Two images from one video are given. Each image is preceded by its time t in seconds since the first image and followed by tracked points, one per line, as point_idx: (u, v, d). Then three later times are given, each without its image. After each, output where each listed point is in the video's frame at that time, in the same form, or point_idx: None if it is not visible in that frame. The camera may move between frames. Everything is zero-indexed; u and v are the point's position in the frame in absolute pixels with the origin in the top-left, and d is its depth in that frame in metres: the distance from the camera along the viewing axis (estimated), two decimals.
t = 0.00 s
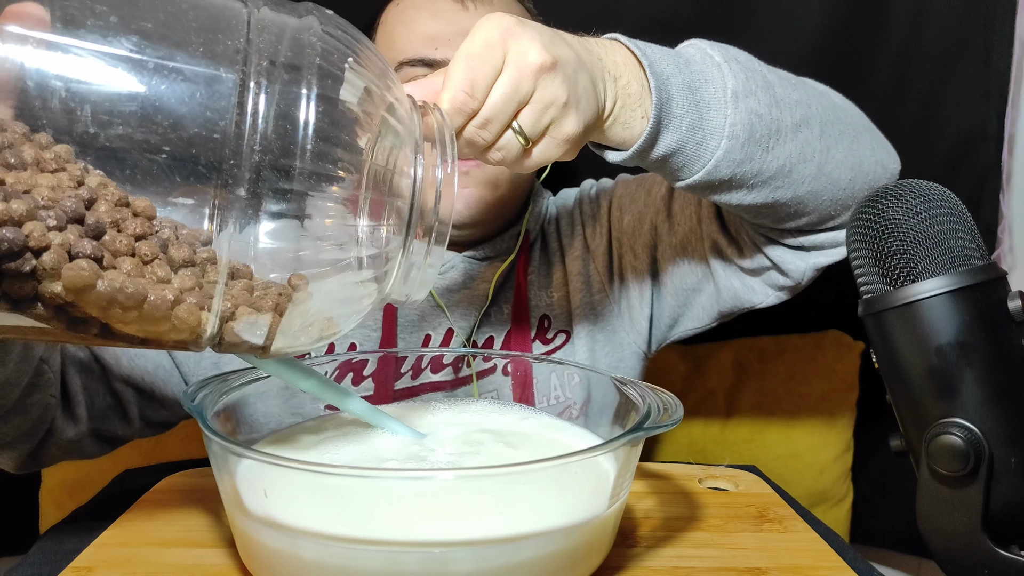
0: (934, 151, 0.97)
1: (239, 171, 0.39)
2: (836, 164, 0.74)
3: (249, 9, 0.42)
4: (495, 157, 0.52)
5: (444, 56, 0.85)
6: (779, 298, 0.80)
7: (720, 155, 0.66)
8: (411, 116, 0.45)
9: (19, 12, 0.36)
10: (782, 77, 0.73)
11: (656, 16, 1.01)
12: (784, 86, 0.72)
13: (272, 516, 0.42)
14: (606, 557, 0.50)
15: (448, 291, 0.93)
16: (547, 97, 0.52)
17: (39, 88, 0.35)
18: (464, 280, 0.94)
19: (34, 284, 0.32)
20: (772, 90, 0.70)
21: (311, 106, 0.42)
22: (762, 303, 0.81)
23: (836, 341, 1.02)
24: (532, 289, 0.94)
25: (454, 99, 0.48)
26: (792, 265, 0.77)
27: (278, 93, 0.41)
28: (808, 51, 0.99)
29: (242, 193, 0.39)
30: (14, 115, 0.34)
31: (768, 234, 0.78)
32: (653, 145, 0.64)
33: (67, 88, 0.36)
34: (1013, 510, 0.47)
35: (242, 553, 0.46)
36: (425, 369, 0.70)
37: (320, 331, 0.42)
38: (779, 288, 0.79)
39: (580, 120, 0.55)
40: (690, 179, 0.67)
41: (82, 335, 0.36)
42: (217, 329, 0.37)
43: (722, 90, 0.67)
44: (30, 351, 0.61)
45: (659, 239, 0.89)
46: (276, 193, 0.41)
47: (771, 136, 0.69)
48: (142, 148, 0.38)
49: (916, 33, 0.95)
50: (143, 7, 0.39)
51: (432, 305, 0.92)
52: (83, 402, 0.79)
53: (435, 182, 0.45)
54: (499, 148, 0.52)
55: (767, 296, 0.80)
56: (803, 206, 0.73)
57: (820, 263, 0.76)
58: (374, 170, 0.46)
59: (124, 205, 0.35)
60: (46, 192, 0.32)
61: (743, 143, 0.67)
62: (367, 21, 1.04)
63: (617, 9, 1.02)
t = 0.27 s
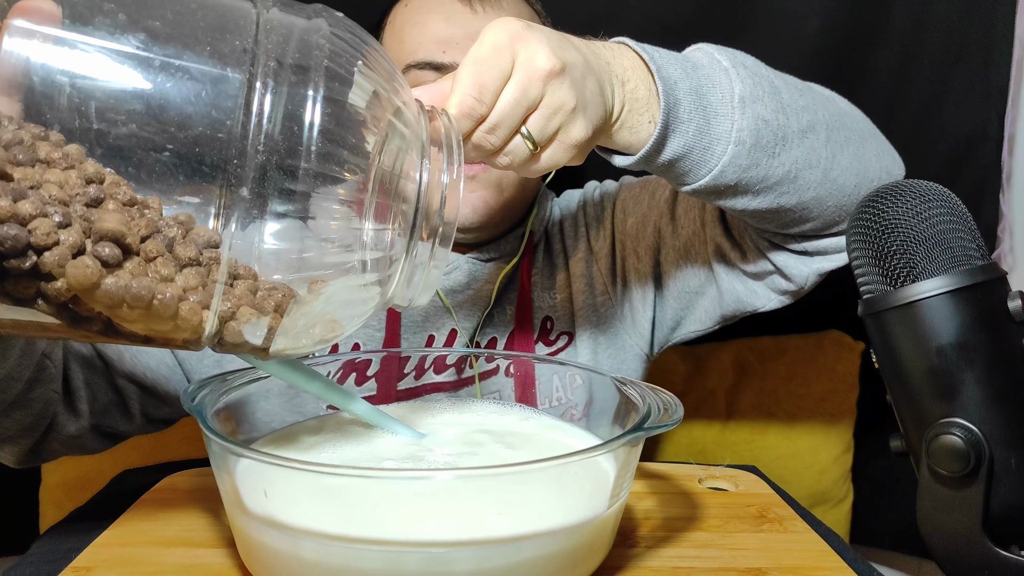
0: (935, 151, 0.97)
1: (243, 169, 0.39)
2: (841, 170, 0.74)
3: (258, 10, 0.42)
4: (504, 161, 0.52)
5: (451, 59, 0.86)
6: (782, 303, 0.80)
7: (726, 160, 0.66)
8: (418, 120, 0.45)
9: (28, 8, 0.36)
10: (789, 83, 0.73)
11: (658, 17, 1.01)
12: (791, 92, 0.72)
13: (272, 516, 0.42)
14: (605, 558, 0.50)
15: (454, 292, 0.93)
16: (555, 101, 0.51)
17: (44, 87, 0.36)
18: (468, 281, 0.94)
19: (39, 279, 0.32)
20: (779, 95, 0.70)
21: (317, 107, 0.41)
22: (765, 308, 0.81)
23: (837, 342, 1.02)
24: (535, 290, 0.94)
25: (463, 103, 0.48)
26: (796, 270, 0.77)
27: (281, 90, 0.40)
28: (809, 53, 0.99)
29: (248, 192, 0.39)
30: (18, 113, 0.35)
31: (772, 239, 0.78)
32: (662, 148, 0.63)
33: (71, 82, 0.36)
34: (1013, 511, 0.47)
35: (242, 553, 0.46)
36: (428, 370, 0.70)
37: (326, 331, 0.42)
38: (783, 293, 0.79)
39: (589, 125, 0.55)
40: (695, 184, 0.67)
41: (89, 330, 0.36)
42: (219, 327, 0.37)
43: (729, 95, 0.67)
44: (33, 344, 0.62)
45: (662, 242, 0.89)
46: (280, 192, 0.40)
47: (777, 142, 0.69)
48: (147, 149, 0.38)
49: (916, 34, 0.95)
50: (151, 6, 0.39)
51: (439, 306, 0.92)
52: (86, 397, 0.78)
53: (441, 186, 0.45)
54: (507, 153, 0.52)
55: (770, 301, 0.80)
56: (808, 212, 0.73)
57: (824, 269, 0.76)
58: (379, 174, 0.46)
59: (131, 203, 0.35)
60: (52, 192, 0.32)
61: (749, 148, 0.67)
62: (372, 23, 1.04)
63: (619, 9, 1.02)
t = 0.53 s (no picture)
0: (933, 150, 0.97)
1: (237, 161, 0.38)
2: (843, 171, 0.74)
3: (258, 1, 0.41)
4: (504, 161, 0.52)
5: (444, 62, 0.86)
6: (783, 304, 0.80)
7: (727, 161, 0.66)
8: (416, 119, 0.45)
9: None
10: (790, 83, 0.73)
11: (657, 16, 1.01)
12: (794, 93, 0.72)
13: (272, 516, 0.42)
14: (605, 557, 0.50)
15: (456, 293, 0.93)
16: (557, 101, 0.52)
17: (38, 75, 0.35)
18: (470, 281, 0.94)
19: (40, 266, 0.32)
20: (781, 96, 0.70)
21: (313, 102, 0.40)
22: (765, 308, 0.81)
23: (836, 341, 1.02)
24: (535, 291, 0.94)
25: (463, 103, 0.48)
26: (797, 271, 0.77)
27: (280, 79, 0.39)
28: (808, 50, 0.99)
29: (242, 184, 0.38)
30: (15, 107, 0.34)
31: (773, 240, 0.77)
32: (663, 149, 0.63)
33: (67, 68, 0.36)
34: (1013, 510, 0.47)
35: (242, 553, 0.46)
36: (429, 370, 0.70)
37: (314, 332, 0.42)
38: (784, 294, 0.79)
39: (589, 125, 0.55)
40: (697, 184, 0.67)
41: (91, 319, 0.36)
42: (211, 319, 0.37)
43: (731, 96, 0.67)
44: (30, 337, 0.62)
45: (663, 243, 0.89)
46: (275, 186, 0.39)
47: (779, 143, 0.69)
48: (140, 137, 0.37)
49: (915, 32, 0.95)
50: None
51: (440, 306, 0.92)
52: (84, 392, 0.78)
53: (437, 186, 0.46)
54: (508, 153, 0.52)
55: (771, 302, 0.80)
56: (809, 213, 0.73)
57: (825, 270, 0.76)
58: (379, 171, 0.45)
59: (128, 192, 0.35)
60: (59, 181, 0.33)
61: (751, 149, 0.67)
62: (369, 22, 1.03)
63: (618, 8, 1.02)
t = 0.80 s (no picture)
0: (932, 150, 0.97)
1: (229, 167, 0.37)
2: (843, 174, 0.74)
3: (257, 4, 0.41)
4: (506, 167, 0.52)
5: (443, 63, 0.86)
6: (782, 305, 0.80)
7: (727, 165, 0.66)
8: (415, 126, 0.45)
9: None
10: (791, 86, 0.73)
11: (655, 17, 1.01)
12: (794, 95, 0.72)
13: (272, 517, 0.42)
14: (605, 558, 0.50)
15: (456, 294, 0.93)
16: (557, 107, 0.52)
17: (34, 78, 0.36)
18: (469, 282, 0.94)
19: (39, 264, 0.33)
20: (781, 99, 0.70)
21: (308, 106, 0.39)
22: (764, 310, 0.81)
23: (836, 342, 1.02)
24: (535, 292, 0.94)
25: (463, 109, 0.48)
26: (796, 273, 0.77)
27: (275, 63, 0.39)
28: (807, 51, 0.99)
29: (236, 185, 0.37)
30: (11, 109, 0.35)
31: (772, 242, 0.77)
32: (663, 152, 0.63)
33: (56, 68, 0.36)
34: (1014, 510, 0.47)
35: (241, 554, 0.46)
36: (428, 370, 0.70)
37: (319, 334, 0.42)
38: (783, 296, 0.79)
39: (590, 129, 0.55)
40: (697, 187, 0.67)
41: (93, 318, 0.37)
42: (203, 323, 0.37)
43: (731, 99, 0.67)
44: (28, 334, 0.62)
45: (662, 245, 0.89)
46: (273, 189, 0.38)
47: (779, 146, 0.69)
48: (130, 140, 0.37)
49: (914, 32, 0.95)
50: None
51: (439, 307, 0.92)
52: (83, 390, 0.78)
53: (434, 192, 0.45)
54: (507, 158, 0.52)
55: (769, 303, 0.80)
56: (809, 215, 0.73)
57: (824, 272, 0.76)
58: (376, 177, 0.44)
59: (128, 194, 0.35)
60: (55, 181, 0.33)
61: (751, 152, 0.67)
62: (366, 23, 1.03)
63: (616, 9, 1.03)
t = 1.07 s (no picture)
0: (934, 151, 0.97)
1: (219, 152, 0.38)
2: (844, 176, 0.74)
3: None
4: (507, 173, 0.52)
5: (441, 63, 0.85)
6: (782, 307, 0.79)
7: (729, 167, 0.66)
8: (415, 128, 0.45)
9: None
10: (793, 88, 0.73)
11: (656, 16, 1.01)
12: (796, 97, 0.71)
13: (271, 516, 0.42)
14: (604, 558, 0.50)
15: (456, 295, 0.93)
16: (560, 111, 0.52)
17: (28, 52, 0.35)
18: (469, 282, 0.94)
19: (25, 238, 0.32)
20: (783, 101, 0.70)
21: (304, 100, 0.39)
22: (764, 311, 0.80)
23: (836, 342, 1.02)
24: (534, 292, 0.94)
25: (465, 115, 0.47)
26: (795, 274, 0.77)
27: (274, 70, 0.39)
28: (807, 50, 0.99)
29: (225, 172, 0.38)
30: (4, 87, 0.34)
31: (772, 244, 0.77)
32: (665, 155, 0.63)
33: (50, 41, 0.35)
34: (1014, 510, 0.47)
35: (241, 553, 0.46)
36: (428, 369, 0.70)
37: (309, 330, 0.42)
38: (782, 297, 0.78)
39: (593, 134, 0.55)
40: (698, 190, 0.67)
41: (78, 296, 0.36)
42: (185, 311, 0.37)
43: (733, 101, 0.66)
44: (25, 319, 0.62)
45: (662, 245, 0.89)
46: (268, 185, 0.39)
47: (781, 148, 0.69)
48: (120, 117, 0.37)
49: (916, 32, 0.95)
50: None
51: (439, 307, 0.92)
52: (79, 380, 0.79)
53: (429, 195, 0.45)
54: (511, 164, 0.52)
55: (769, 304, 0.80)
56: (811, 217, 0.73)
57: (825, 273, 0.76)
58: (375, 178, 0.44)
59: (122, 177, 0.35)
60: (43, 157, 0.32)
61: (753, 155, 0.67)
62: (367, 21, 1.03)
63: (617, 9, 1.03)
